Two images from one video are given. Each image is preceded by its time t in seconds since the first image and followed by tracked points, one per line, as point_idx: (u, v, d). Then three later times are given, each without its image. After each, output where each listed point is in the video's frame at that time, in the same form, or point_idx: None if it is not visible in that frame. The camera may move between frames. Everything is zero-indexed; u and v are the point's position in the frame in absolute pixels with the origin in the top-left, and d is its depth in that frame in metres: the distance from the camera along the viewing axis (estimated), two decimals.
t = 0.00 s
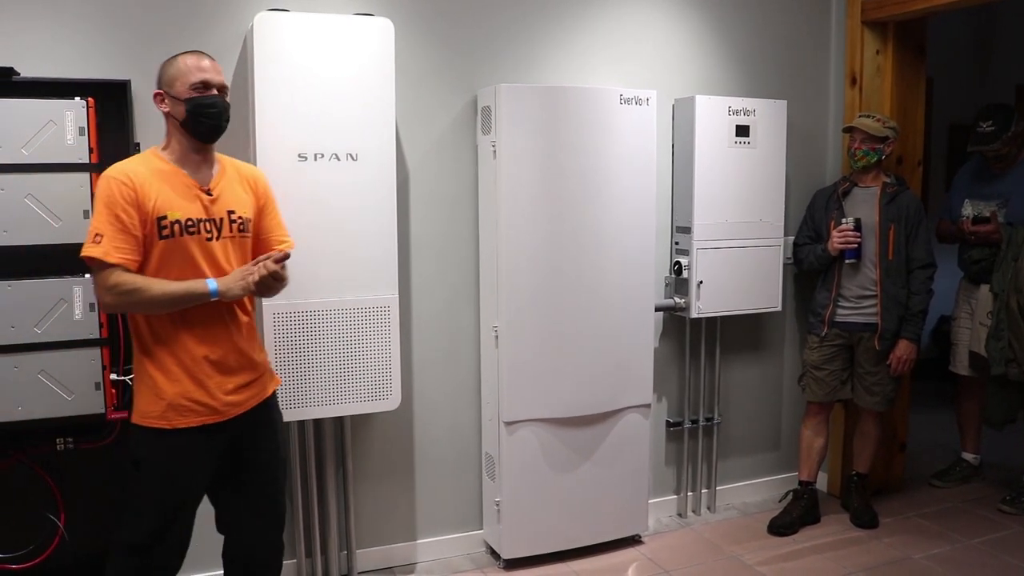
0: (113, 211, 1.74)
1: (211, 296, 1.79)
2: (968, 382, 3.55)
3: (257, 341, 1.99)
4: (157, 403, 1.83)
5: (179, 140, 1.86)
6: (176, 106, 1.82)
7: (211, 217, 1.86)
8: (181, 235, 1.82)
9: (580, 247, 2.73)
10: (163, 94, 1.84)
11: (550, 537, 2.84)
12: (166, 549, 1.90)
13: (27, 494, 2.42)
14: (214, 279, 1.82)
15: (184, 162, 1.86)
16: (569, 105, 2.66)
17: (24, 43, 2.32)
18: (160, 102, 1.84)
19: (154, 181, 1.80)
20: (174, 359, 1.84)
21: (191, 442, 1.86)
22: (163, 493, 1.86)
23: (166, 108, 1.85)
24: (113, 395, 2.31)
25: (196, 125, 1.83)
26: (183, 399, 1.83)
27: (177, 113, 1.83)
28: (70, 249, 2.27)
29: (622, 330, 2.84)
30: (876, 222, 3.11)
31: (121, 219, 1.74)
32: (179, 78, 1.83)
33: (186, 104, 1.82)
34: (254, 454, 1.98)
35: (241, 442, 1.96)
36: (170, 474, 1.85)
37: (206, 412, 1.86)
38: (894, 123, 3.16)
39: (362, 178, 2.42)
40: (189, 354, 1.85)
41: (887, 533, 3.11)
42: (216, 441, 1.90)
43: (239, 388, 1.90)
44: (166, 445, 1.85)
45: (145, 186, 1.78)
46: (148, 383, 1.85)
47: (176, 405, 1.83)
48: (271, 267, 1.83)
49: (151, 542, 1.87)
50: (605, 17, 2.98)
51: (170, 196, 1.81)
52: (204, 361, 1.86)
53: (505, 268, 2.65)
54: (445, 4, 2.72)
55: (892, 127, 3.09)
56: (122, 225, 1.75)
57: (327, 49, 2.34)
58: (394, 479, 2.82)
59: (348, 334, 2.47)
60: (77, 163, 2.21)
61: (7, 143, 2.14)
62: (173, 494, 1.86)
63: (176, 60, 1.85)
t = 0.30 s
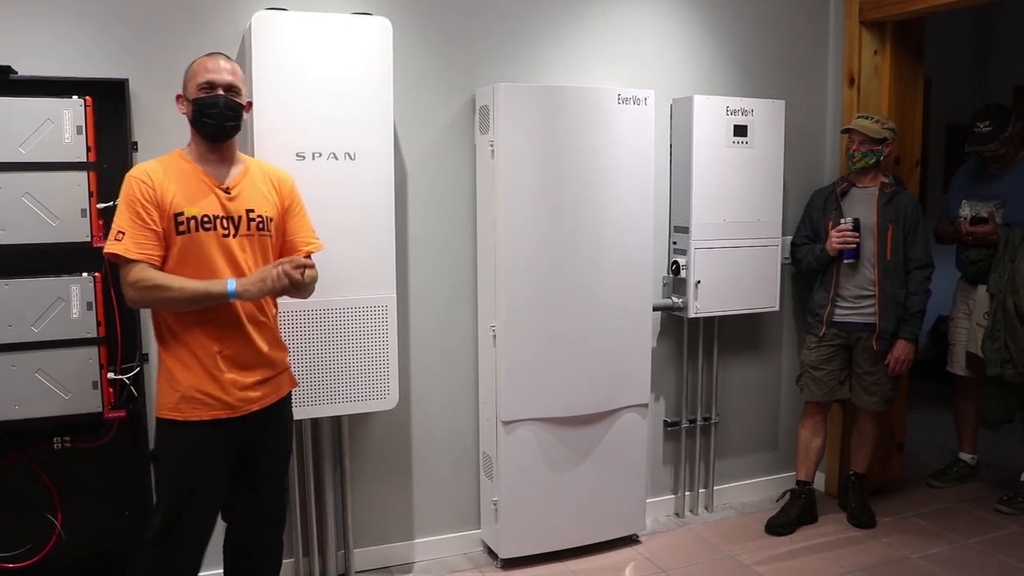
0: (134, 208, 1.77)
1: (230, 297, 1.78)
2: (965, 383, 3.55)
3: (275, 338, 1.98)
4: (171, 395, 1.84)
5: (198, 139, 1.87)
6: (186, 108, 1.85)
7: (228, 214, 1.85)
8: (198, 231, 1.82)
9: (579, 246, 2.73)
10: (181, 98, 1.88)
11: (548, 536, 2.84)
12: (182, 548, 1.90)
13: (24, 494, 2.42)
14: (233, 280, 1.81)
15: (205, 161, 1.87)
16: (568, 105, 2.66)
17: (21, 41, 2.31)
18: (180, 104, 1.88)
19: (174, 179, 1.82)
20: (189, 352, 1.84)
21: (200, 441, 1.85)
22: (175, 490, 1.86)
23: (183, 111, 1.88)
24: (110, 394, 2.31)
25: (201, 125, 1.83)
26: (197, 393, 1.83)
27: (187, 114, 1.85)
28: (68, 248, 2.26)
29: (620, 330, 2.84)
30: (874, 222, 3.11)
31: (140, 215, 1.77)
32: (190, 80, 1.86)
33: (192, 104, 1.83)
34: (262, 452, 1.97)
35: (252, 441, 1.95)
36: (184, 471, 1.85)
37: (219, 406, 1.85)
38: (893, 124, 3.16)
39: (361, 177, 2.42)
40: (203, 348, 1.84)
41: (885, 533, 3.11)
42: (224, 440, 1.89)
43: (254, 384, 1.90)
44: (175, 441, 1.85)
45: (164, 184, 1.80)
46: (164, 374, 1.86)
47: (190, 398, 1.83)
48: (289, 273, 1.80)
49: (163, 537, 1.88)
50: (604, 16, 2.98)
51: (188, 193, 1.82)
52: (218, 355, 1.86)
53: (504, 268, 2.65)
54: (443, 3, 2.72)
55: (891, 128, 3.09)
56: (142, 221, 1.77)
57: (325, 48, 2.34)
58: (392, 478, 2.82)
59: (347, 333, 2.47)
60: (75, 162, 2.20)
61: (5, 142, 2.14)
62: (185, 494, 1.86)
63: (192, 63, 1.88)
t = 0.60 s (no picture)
0: (150, 205, 1.78)
1: (217, 313, 1.77)
2: (963, 381, 3.55)
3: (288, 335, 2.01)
4: (190, 384, 1.87)
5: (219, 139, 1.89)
6: (211, 105, 1.87)
7: (247, 217, 1.88)
8: (215, 233, 1.84)
9: (577, 246, 2.73)
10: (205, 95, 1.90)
11: (546, 535, 2.84)
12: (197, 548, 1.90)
13: (22, 493, 2.42)
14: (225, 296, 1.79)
15: (225, 161, 1.89)
16: (566, 104, 2.66)
17: (18, 40, 2.31)
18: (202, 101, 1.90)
19: (192, 178, 1.84)
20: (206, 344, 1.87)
21: (212, 438, 1.87)
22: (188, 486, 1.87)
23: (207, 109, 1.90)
24: (108, 394, 2.30)
25: (228, 125, 1.86)
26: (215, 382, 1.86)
27: (212, 112, 1.87)
28: (66, 247, 2.26)
29: (618, 329, 2.84)
30: (872, 221, 3.11)
31: (155, 213, 1.78)
32: (218, 78, 1.88)
33: (220, 103, 1.86)
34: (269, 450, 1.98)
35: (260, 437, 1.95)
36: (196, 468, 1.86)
37: (236, 396, 1.88)
38: (891, 123, 3.16)
39: (359, 177, 2.42)
40: (221, 340, 1.87)
41: (883, 531, 3.11)
42: (236, 436, 1.90)
43: (270, 377, 1.93)
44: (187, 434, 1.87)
45: (181, 183, 1.82)
46: (183, 364, 1.89)
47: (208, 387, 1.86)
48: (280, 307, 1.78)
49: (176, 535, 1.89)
50: (603, 15, 2.98)
51: (206, 194, 1.84)
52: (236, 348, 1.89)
53: (502, 267, 2.65)
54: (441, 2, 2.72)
55: (889, 127, 3.09)
56: (156, 219, 1.78)
57: (323, 48, 2.34)
58: (391, 477, 2.82)
59: (346, 332, 2.47)
60: (73, 162, 2.20)
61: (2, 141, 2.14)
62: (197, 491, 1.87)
63: (218, 61, 1.90)
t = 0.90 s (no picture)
0: (152, 207, 1.80)
1: (203, 317, 1.77)
2: (960, 380, 3.55)
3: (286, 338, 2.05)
4: (190, 395, 1.91)
5: (224, 138, 1.93)
6: (226, 104, 1.90)
7: (251, 217, 1.93)
8: (220, 234, 1.88)
9: (573, 246, 2.73)
10: (213, 94, 1.92)
11: (544, 534, 2.84)
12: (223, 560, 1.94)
13: (18, 495, 2.41)
14: (213, 299, 1.79)
15: (229, 161, 1.93)
16: (562, 103, 2.66)
17: (11, 41, 2.31)
18: (211, 100, 1.92)
19: (194, 177, 1.86)
20: (207, 352, 1.92)
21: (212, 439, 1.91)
22: (197, 499, 1.92)
23: (215, 108, 1.91)
24: (103, 394, 2.30)
25: (245, 125, 1.91)
26: (214, 391, 1.91)
27: (227, 112, 1.90)
28: (61, 248, 2.26)
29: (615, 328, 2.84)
30: (868, 220, 3.11)
31: (156, 215, 1.80)
32: (231, 78, 1.91)
33: (237, 103, 1.90)
34: (270, 451, 2.04)
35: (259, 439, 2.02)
36: (203, 480, 1.91)
37: (236, 404, 1.93)
38: (887, 122, 3.16)
39: (354, 177, 2.42)
40: (221, 347, 1.91)
41: (880, 529, 3.12)
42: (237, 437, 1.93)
43: (268, 382, 1.98)
44: (191, 444, 1.92)
45: (184, 185, 1.84)
46: (183, 376, 1.94)
47: (207, 396, 1.90)
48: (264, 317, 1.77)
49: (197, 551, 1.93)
50: (598, 15, 2.98)
51: (210, 195, 1.87)
52: (236, 354, 1.93)
53: (498, 267, 2.66)
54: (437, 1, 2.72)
55: (885, 126, 3.10)
56: (157, 221, 1.81)
57: (318, 48, 2.34)
58: (388, 477, 2.82)
59: (342, 332, 2.47)
60: (68, 163, 2.20)
61: None
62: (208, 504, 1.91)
63: (226, 60, 1.93)
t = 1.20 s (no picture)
0: (156, 223, 1.79)
1: (228, 330, 1.82)
2: (962, 382, 3.55)
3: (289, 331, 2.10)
4: (213, 400, 1.92)
5: (212, 139, 1.92)
6: (212, 104, 1.90)
7: (255, 216, 1.94)
8: (229, 237, 1.90)
9: (574, 247, 2.73)
10: (198, 93, 1.91)
11: (545, 535, 2.84)
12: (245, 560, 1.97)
13: (20, 495, 2.41)
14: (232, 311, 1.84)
15: (219, 163, 1.93)
16: (564, 105, 2.66)
17: (14, 41, 2.31)
18: (196, 99, 1.92)
19: (194, 185, 1.85)
20: (224, 358, 1.93)
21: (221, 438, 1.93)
22: (210, 496, 1.94)
23: (202, 107, 1.91)
24: (105, 394, 2.31)
25: (232, 125, 1.91)
26: (237, 395, 1.93)
27: (214, 111, 1.90)
28: (63, 247, 2.26)
29: (616, 328, 2.84)
30: (869, 221, 3.11)
31: (161, 228, 1.79)
32: (217, 76, 1.90)
33: (224, 102, 1.90)
34: (279, 449, 2.07)
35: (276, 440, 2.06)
36: (225, 480, 1.94)
37: (259, 406, 1.96)
38: (889, 123, 3.16)
39: (356, 177, 2.43)
40: (239, 351, 1.93)
41: (881, 530, 3.11)
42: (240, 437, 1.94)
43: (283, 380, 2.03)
44: (209, 448, 1.94)
45: (185, 194, 1.83)
46: (200, 382, 1.93)
47: (232, 400, 1.92)
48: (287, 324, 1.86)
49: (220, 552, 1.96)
50: (600, 15, 2.98)
51: (213, 202, 1.87)
52: (254, 357, 1.96)
53: (500, 268, 2.66)
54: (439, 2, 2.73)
55: (887, 128, 3.09)
56: (162, 235, 1.80)
57: (320, 48, 2.34)
58: (389, 478, 2.82)
59: (344, 332, 2.47)
60: (70, 162, 2.20)
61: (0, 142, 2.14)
62: (230, 506, 1.95)
63: (211, 58, 1.92)
